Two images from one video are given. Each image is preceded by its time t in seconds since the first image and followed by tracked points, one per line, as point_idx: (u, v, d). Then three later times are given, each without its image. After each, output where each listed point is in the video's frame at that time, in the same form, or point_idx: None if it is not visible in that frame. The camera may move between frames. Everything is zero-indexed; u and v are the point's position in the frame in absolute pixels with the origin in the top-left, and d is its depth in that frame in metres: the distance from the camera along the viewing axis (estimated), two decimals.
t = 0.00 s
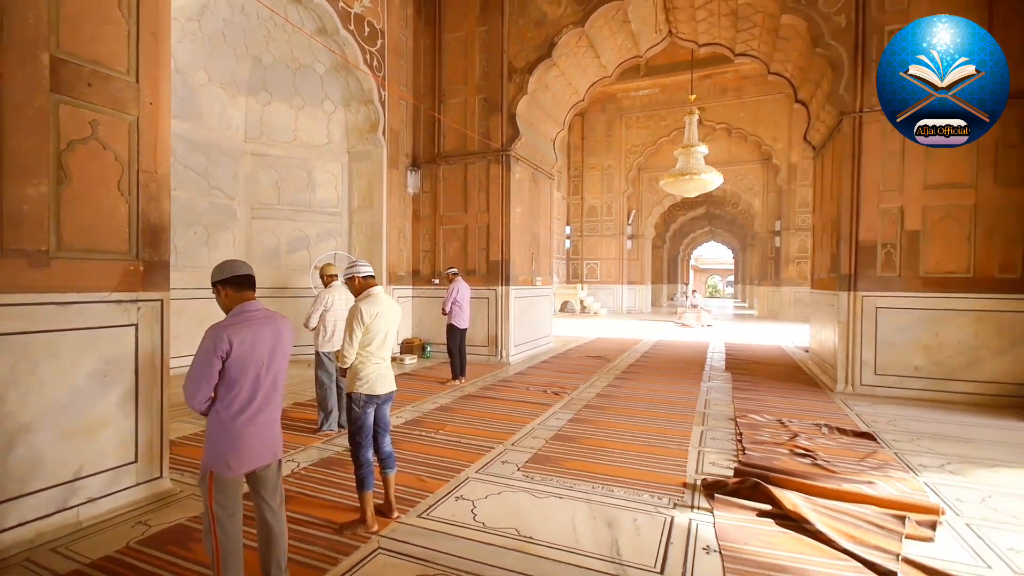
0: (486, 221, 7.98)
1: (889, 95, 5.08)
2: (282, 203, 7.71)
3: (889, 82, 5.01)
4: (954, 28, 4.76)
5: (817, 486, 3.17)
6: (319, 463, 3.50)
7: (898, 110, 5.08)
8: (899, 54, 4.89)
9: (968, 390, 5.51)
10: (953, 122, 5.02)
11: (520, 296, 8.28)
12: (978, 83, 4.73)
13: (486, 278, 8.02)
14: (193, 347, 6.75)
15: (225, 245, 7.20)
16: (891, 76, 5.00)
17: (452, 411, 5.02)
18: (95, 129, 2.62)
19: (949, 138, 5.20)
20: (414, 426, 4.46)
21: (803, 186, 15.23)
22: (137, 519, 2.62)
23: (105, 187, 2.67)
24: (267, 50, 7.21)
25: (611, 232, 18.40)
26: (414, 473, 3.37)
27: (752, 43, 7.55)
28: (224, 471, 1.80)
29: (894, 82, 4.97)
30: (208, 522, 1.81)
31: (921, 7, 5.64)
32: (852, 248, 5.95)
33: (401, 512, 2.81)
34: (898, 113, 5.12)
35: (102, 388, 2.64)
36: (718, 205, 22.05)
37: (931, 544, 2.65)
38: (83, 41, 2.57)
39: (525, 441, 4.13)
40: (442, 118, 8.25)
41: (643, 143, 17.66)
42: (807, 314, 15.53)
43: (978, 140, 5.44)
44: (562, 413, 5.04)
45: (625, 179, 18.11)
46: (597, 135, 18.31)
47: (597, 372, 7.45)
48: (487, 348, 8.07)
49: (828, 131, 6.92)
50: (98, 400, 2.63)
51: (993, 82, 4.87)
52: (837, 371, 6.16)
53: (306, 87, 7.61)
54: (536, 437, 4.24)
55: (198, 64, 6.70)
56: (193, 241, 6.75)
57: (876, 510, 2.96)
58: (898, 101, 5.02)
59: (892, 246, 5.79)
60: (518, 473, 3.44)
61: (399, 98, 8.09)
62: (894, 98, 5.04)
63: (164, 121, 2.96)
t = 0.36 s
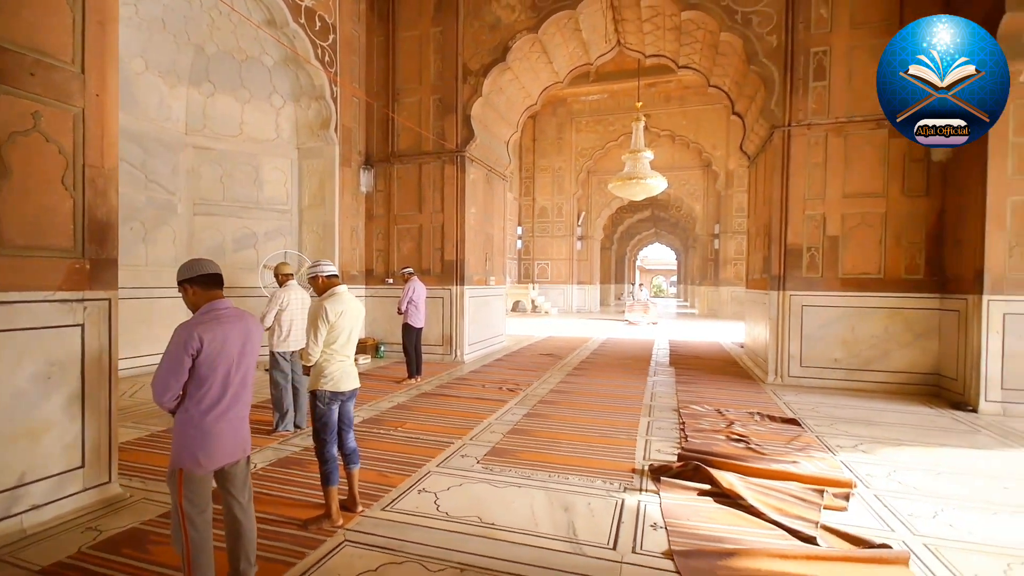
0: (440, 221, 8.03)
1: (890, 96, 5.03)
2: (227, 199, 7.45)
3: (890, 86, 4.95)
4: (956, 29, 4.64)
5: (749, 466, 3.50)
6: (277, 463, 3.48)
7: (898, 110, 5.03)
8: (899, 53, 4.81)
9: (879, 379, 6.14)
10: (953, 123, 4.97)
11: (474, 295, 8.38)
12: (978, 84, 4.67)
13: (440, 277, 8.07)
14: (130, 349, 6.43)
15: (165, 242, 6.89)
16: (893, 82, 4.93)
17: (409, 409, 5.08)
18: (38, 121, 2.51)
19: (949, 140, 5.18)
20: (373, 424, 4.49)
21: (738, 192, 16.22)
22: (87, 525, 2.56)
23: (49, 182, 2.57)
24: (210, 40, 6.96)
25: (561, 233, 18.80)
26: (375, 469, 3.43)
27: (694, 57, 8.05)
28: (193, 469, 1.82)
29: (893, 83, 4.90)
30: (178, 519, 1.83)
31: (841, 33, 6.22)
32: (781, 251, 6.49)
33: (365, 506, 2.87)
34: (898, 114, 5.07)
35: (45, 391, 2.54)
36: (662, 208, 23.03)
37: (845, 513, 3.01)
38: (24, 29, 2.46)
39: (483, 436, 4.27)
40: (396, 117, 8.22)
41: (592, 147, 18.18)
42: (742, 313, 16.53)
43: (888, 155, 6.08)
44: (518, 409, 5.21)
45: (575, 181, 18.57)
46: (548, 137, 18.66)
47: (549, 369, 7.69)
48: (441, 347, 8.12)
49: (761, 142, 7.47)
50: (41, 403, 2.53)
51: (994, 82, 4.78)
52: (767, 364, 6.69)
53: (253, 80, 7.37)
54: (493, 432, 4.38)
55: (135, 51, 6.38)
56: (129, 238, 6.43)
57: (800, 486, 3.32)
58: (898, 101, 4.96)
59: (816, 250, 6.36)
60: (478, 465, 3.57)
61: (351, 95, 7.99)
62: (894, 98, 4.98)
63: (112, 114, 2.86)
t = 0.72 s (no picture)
0: (393, 220, 8.03)
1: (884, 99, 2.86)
2: (165, 193, 7.12)
3: (884, 82, 2.77)
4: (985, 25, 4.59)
5: (690, 449, 3.83)
6: (236, 463, 3.45)
7: (898, 111, 2.74)
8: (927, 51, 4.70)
9: (803, 370, 6.77)
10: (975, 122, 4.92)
11: (428, 295, 8.43)
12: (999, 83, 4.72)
13: (393, 277, 8.06)
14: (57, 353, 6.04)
15: (96, 239, 6.53)
16: (884, 74, 2.77)
17: (366, 407, 5.11)
18: None
19: None
20: (331, 422, 4.50)
21: (679, 197, 17.11)
22: (39, 530, 2.49)
23: None
24: (147, 27, 6.61)
25: (511, 233, 19.05)
26: (338, 465, 3.47)
27: (640, 68, 8.49)
28: (170, 464, 1.85)
29: (891, 82, 2.73)
30: (156, 512, 1.86)
31: (770, 54, 6.81)
32: (717, 252, 7.01)
33: (331, 499, 2.94)
34: (895, 115, 2.77)
35: None
36: (608, 211, 23.82)
37: (771, 486, 3.39)
38: None
39: (442, 430, 4.39)
40: (348, 115, 8.13)
41: (542, 149, 18.56)
42: (682, 311, 17.44)
43: (810, 167, 6.72)
44: (475, 405, 5.36)
45: (524, 182, 18.88)
46: (498, 138, 18.86)
47: (503, 366, 7.87)
48: (395, 347, 8.12)
49: (700, 151, 8.01)
50: None
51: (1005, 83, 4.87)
52: (705, 357, 7.21)
53: (195, 70, 7.06)
54: (452, 427, 4.51)
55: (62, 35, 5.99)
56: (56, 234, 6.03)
57: (734, 465, 3.69)
58: (898, 101, 2.72)
59: (748, 252, 6.92)
60: (439, 458, 3.70)
61: (302, 90, 7.82)
62: (890, 99, 2.75)
63: (60, 107, 2.76)
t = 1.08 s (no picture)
0: (363, 220, 8.04)
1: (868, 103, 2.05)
2: (126, 192, 6.97)
3: (877, 83, 1.95)
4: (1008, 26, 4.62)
5: (651, 438, 4.12)
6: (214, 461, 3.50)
7: (895, 113, 1.93)
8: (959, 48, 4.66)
9: (756, 364, 7.22)
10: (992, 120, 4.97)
11: (398, 294, 8.49)
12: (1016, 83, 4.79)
13: (363, 277, 8.08)
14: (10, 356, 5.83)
15: (51, 238, 6.33)
16: (878, 73, 1.94)
17: (340, 405, 5.19)
18: None
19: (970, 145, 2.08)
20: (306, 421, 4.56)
21: (641, 199, 17.65)
22: (19, 528, 2.57)
23: None
24: (106, 20, 6.42)
25: (477, 233, 19.16)
26: (317, 460, 3.57)
27: (603, 75, 8.80)
28: (165, 456, 1.94)
29: (887, 82, 1.91)
30: (152, 504, 1.95)
31: (724, 66, 7.22)
32: (677, 254, 7.39)
33: (314, 492, 3.04)
34: (890, 118, 1.96)
35: None
36: (573, 211, 24.28)
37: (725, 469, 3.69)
38: None
39: (416, 426, 4.53)
40: (316, 114, 8.09)
41: (508, 150, 18.77)
42: (645, 310, 18.00)
43: (761, 174, 7.18)
44: (447, 401, 5.51)
45: (490, 182, 19.03)
46: (464, 138, 18.93)
47: (472, 364, 8.04)
48: (364, 347, 8.14)
49: (661, 156, 8.40)
50: None
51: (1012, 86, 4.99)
52: (666, 353, 7.59)
53: (156, 65, 6.90)
54: (427, 422, 4.65)
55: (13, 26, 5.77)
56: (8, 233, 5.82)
57: (693, 452, 3.98)
58: (894, 102, 1.92)
59: (705, 253, 7.33)
60: (416, 452, 3.85)
61: (267, 88, 7.73)
62: (884, 99, 1.93)
63: (36, 107, 2.77)
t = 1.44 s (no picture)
0: (346, 220, 8.12)
1: (881, 102, 2.17)
2: (106, 191, 6.97)
3: (881, 83, 2.07)
4: None
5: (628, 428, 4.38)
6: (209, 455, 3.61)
7: (895, 113, 2.03)
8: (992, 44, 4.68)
9: (728, 360, 7.57)
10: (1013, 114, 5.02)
11: (381, 293, 8.58)
12: None
13: (346, 276, 8.16)
14: None
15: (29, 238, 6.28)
16: (881, 74, 2.07)
17: (327, 402, 5.31)
18: None
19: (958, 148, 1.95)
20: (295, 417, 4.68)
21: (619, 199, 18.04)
22: (26, 520, 2.68)
23: None
24: (88, 19, 6.43)
25: (457, 233, 19.25)
26: (311, 453, 3.71)
27: (582, 80, 9.07)
28: (180, 443, 2.08)
29: (888, 82, 2.02)
30: (168, 488, 2.08)
31: (696, 75, 7.55)
32: (652, 254, 7.71)
33: (310, 482, 3.18)
34: (893, 117, 2.05)
35: None
36: (552, 211, 24.58)
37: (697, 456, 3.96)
38: None
39: (405, 421, 4.69)
40: (298, 114, 8.14)
41: (487, 150, 18.94)
42: (623, 308, 18.40)
43: (731, 178, 7.53)
44: (433, 398, 5.67)
45: (470, 182, 19.16)
46: (444, 138, 19.01)
47: (456, 362, 8.20)
48: (348, 345, 8.22)
49: (637, 160, 8.71)
50: None
51: None
52: (642, 350, 7.90)
53: (136, 64, 6.91)
54: (414, 417, 4.81)
55: None
56: None
57: (667, 440, 4.25)
58: (895, 102, 2.02)
59: (679, 254, 7.66)
60: (405, 444, 4.01)
61: (249, 88, 7.75)
62: (887, 99, 2.05)
63: (37, 112, 2.90)
